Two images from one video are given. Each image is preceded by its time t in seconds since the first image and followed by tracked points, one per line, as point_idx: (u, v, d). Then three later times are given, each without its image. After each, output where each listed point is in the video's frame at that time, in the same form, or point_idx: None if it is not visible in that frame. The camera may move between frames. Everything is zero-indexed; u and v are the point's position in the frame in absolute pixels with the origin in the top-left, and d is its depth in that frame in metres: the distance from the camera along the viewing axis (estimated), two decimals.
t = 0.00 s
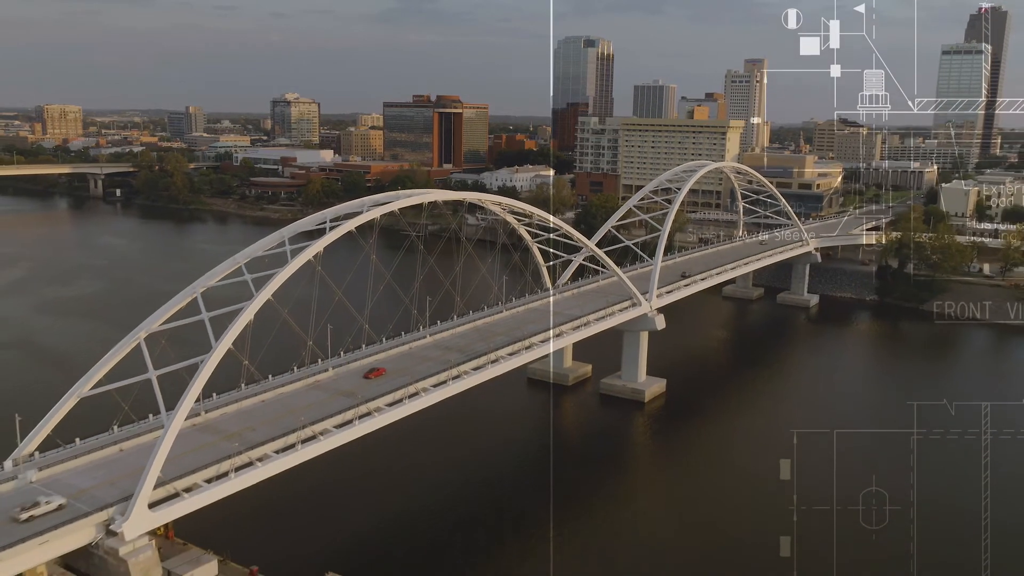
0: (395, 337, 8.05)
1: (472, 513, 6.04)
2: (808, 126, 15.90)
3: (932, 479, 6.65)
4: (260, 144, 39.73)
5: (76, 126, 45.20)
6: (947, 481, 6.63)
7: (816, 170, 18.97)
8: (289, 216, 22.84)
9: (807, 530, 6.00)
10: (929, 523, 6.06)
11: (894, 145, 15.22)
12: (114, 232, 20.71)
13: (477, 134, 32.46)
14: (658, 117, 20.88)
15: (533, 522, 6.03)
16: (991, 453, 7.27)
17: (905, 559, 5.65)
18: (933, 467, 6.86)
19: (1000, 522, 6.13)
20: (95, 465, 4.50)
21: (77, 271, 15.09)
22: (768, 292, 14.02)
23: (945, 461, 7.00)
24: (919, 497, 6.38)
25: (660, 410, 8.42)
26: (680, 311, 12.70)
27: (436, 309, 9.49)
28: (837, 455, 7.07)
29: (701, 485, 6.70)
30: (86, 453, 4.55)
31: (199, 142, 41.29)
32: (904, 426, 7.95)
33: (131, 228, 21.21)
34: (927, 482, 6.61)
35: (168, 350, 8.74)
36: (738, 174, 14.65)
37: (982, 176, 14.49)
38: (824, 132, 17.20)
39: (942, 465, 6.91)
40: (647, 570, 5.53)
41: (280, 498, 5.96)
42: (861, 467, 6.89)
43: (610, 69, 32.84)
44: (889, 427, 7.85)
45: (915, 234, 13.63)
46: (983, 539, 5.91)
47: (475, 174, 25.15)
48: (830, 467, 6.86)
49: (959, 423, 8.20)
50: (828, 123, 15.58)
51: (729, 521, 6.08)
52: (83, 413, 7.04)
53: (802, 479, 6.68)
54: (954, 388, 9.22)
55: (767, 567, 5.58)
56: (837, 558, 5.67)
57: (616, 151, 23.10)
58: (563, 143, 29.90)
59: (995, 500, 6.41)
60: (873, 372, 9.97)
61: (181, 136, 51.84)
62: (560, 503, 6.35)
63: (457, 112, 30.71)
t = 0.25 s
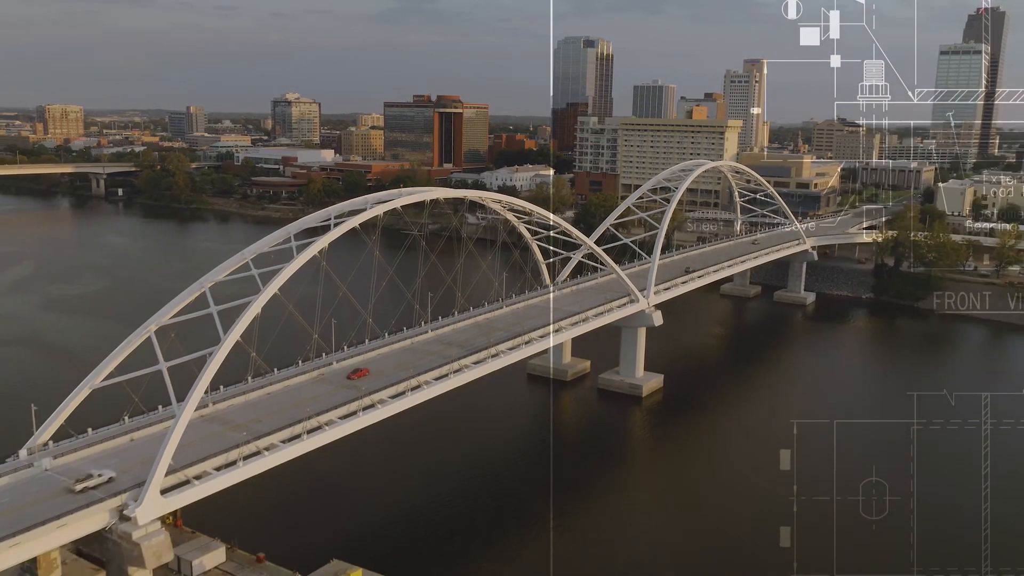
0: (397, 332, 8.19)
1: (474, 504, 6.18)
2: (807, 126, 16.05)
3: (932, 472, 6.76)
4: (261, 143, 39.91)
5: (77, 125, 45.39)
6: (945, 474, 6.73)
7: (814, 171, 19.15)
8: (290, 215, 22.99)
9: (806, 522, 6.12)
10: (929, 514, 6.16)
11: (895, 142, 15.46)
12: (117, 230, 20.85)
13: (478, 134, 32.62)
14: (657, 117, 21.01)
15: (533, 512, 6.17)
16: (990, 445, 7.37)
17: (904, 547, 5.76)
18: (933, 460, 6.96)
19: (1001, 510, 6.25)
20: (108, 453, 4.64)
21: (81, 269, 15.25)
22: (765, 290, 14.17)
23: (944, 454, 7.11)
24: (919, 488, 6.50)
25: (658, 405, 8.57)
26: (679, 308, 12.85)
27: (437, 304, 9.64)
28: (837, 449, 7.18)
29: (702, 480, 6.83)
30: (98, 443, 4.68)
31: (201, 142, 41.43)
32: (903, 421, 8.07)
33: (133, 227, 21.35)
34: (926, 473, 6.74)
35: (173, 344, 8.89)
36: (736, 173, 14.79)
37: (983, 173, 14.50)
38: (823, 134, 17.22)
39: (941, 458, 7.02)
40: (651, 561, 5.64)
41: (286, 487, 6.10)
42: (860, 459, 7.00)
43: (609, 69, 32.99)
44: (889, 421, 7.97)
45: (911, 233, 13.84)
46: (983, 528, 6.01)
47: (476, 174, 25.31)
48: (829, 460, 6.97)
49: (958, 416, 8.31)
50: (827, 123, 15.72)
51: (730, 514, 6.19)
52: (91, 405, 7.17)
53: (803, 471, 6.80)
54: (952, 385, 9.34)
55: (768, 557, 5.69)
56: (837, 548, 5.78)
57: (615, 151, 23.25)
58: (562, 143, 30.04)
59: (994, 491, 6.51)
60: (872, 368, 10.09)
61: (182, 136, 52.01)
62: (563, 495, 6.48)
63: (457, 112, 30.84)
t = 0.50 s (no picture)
0: (400, 327, 8.34)
1: (475, 496, 6.31)
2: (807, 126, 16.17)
3: (931, 464, 6.83)
4: (262, 143, 40.08)
5: (78, 125, 45.58)
6: (945, 465, 6.81)
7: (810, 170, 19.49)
8: (292, 214, 23.14)
9: (806, 512, 6.20)
10: (928, 505, 6.23)
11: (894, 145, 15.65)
12: (120, 230, 21.01)
13: (478, 134, 32.80)
14: (657, 117, 21.11)
15: (533, 504, 6.30)
16: (990, 437, 7.45)
17: (904, 537, 5.84)
18: (933, 452, 7.03)
19: (1001, 498, 6.36)
20: (119, 444, 4.78)
21: (86, 267, 15.40)
22: (763, 288, 14.32)
23: (945, 446, 7.18)
24: (919, 478, 6.62)
25: (656, 400, 8.71)
26: (677, 306, 12.99)
27: (439, 301, 9.79)
28: (837, 440, 7.25)
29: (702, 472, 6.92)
30: (110, 434, 4.82)
31: (202, 142, 41.60)
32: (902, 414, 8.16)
33: (136, 226, 21.52)
34: (926, 462, 6.85)
35: (179, 340, 9.03)
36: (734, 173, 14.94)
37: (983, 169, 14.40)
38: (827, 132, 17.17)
39: (941, 450, 7.09)
40: (653, 551, 5.72)
41: (291, 479, 6.22)
42: (860, 449, 7.08)
43: (609, 69, 33.18)
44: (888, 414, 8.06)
45: (908, 232, 14.03)
46: (983, 518, 6.08)
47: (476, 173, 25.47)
48: (829, 451, 7.04)
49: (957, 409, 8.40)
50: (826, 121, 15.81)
51: (731, 504, 6.27)
52: (100, 398, 7.33)
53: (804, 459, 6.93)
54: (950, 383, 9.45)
55: (768, 547, 5.77)
56: (837, 536, 5.86)
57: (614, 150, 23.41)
58: (562, 142, 30.16)
59: (994, 484, 6.58)
60: (869, 365, 10.20)
61: (183, 136, 52.21)
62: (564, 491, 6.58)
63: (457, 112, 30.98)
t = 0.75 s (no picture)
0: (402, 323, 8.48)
1: (477, 488, 6.45)
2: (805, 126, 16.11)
3: (931, 456, 6.96)
4: (263, 143, 40.22)
5: (79, 125, 45.73)
6: (944, 457, 6.94)
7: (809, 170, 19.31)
8: (293, 214, 23.27)
9: (806, 503, 6.34)
10: (927, 496, 6.35)
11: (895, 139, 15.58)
12: (122, 229, 21.16)
13: (479, 134, 32.94)
14: (657, 117, 21.21)
15: (533, 495, 6.44)
16: (990, 429, 7.59)
17: (903, 527, 5.97)
18: (933, 444, 7.16)
19: (999, 489, 6.49)
20: (130, 434, 4.91)
21: (90, 266, 15.54)
22: (760, 287, 14.46)
23: (944, 438, 7.30)
24: (918, 469, 6.74)
25: (654, 396, 8.85)
26: (676, 304, 13.13)
27: (440, 297, 9.93)
28: (836, 433, 7.38)
29: (703, 466, 7.06)
30: (121, 425, 4.96)
31: (203, 142, 41.71)
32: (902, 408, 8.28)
33: (138, 225, 21.67)
34: (925, 455, 6.98)
35: (185, 335, 9.17)
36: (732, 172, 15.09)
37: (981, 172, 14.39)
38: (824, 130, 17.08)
39: (940, 442, 7.21)
40: (657, 542, 5.86)
41: (297, 470, 6.36)
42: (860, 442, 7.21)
43: (609, 69, 33.28)
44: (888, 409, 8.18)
45: (905, 230, 14.06)
46: (982, 508, 6.20)
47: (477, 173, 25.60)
48: (829, 444, 7.18)
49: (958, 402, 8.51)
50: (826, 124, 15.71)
51: (732, 496, 6.41)
52: (108, 394, 7.47)
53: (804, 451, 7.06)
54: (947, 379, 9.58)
55: (769, 538, 5.91)
56: (837, 528, 5.99)
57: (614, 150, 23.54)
58: (562, 142, 30.30)
59: (993, 476, 6.70)
60: (867, 362, 10.33)
61: (184, 136, 52.35)
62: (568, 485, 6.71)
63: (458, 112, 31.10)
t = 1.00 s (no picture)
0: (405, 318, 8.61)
1: (477, 479, 6.58)
2: (802, 127, 15.87)
3: (931, 446, 7.03)
4: (265, 143, 40.36)
5: (80, 126, 45.89)
6: (944, 447, 7.01)
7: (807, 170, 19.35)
8: (294, 213, 23.39)
9: (806, 495, 6.43)
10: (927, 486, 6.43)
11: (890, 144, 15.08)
12: (125, 228, 21.29)
13: (479, 134, 33.08)
14: (655, 118, 21.38)
15: (534, 488, 6.58)
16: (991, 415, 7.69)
17: (902, 519, 6.05)
18: (933, 434, 7.22)
19: (999, 476, 6.60)
20: (141, 426, 5.04)
21: (94, 265, 15.66)
22: (758, 286, 14.58)
23: (944, 428, 7.37)
24: (918, 458, 6.86)
25: (652, 391, 8.98)
26: (674, 302, 13.27)
27: (442, 293, 10.06)
28: (836, 425, 7.47)
29: (704, 459, 7.17)
30: (133, 416, 5.09)
31: (204, 142, 41.81)
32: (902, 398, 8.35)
33: (140, 225, 21.80)
34: (924, 443, 7.10)
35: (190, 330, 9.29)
36: (729, 172, 15.21)
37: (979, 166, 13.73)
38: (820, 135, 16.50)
39: (940, 432, 7.28)
40: (659, 535, 5.96)
41: (302, 462, 6.49)
42: (859, 432, 7.31)
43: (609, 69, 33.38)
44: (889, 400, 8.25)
45: (901, 230, 14.28)
46: (982, 497, 6.26)
47: (477, 172, 25.72)
48: (829, 436, 7.26)
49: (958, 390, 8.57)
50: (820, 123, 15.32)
51: (732, 489, 6.51)
52: (116, 388, 7.61)
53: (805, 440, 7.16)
54: (946, 373, 9.66)
55: (769, 530, 6.00)
56: (837, 519, 6.08)
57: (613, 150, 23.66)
58: (562, 142, 30.42)
59: (994, 465, 6.75)
60: (865, 358, 10.43)
61: (185, 136, 52.50)
62: (571, 478, 6.83)
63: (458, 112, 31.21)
